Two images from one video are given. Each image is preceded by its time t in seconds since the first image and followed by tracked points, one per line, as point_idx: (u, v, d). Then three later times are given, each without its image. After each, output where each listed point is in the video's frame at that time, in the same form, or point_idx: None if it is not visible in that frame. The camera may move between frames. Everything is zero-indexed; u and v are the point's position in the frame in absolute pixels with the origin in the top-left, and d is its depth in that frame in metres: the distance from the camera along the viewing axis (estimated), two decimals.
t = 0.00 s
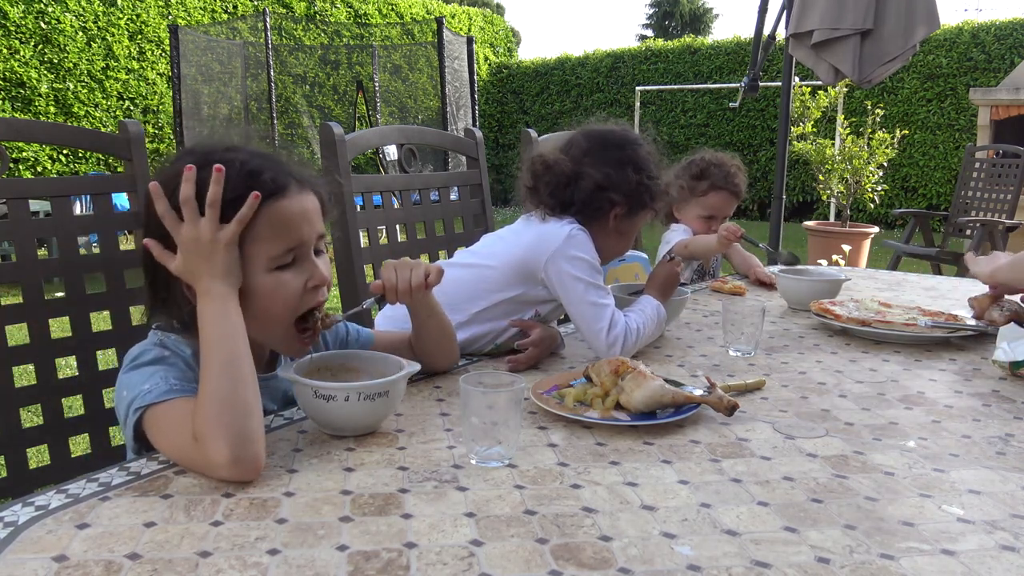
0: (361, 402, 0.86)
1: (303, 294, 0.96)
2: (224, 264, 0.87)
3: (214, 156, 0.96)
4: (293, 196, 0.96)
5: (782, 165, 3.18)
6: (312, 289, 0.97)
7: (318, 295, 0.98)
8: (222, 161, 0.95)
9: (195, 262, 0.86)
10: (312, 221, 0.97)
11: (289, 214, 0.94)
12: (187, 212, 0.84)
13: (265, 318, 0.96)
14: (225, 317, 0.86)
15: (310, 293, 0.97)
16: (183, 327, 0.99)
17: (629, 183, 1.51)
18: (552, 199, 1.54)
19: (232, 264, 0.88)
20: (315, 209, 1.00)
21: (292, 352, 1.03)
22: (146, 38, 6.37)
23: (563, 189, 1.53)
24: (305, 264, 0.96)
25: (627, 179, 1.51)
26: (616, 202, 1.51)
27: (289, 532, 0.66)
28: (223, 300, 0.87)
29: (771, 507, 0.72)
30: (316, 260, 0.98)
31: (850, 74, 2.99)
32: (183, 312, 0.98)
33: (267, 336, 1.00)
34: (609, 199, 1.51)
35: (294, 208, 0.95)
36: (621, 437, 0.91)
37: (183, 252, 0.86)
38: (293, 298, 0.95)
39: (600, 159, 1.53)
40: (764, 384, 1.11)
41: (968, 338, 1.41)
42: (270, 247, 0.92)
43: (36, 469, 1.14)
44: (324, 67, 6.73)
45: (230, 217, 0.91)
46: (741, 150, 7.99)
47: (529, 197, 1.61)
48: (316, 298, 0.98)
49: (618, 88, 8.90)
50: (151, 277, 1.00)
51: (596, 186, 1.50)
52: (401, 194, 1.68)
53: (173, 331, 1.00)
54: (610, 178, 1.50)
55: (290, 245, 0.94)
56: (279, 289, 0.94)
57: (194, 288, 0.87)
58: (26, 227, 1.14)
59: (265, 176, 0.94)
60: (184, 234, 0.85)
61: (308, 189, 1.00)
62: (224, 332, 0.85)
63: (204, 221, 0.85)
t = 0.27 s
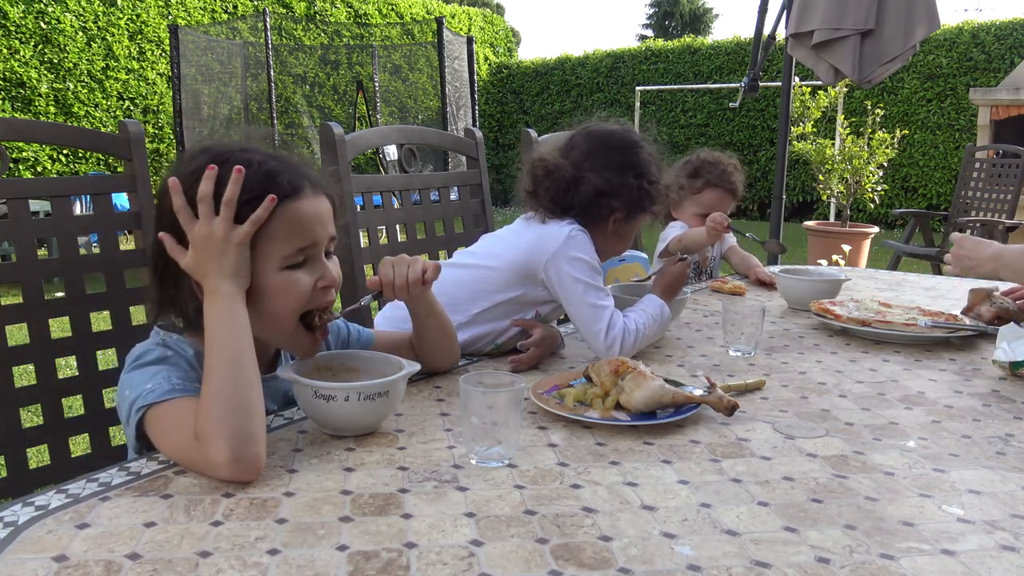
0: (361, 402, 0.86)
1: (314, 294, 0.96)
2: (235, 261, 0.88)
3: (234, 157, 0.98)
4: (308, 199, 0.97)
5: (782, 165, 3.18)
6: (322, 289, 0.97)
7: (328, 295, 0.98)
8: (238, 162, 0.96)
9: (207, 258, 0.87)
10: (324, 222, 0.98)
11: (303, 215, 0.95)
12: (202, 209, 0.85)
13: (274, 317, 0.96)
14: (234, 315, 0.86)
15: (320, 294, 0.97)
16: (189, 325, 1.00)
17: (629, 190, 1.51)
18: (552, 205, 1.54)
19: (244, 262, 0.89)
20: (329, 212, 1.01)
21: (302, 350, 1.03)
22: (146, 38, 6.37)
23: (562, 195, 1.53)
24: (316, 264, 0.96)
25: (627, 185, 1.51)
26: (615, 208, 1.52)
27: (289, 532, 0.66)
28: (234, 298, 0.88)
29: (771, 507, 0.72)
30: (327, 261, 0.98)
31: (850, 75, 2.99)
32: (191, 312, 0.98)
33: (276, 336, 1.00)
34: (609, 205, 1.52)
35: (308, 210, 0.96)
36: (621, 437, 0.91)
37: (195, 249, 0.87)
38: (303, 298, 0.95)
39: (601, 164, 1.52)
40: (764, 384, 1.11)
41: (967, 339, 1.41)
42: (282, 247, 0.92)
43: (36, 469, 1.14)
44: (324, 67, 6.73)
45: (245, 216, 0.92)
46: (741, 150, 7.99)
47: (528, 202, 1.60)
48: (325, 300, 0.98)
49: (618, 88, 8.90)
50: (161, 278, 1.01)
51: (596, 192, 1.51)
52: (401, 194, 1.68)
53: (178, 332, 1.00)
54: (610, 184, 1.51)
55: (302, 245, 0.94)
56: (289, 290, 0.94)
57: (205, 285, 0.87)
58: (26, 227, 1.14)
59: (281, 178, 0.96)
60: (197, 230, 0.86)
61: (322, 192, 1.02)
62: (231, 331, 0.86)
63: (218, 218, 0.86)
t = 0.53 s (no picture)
0: (361, 402, 0.86)
1: (319, 293, 0.97)
2: (244, 261, 0.88)
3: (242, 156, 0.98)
4: (315, 199, 0.98)
5: (782, 165, 3.18)
6: (327, 290, 0.98)
7: (332, 296, 0.99)
8: (247, 162, 0.97)
9: (215, 257, 0.87)
10: (331, 224, 0.99)
11: (311, 216, 0.96)
12: (214, 207, 0.86)
13: (278, 316, 0.96)
14: (239, 314, 0.86)
15: (325, 294, 0.98)
16: (191, 325, 1.00)
17: (627, 192, 1.51)
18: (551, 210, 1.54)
19: (252, 261, 0.89)
20: (334, 214, 1.03)
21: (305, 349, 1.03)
22: (146, 38, 6.36)
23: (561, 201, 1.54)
24: (322, 265, 0.98)
25: (624, 188, 1.50)
26: (615, 211, 1.52)
27: (289, 532, 0.66)
28: (240, 297, 0.88)
29: (771, 507, 0.72)
30: (332, 261, 1.00)
31: (850, 75, 2.99)
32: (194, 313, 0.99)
33: (276, 335, 1.01)
34: (609, 208, 1.52)
35: (316, 210, 0.97)
36: (621, 436, 0.91)
37: (204, 248, 0.87)
38: (309, 298, 0.96)
39: (596, 169, 1.52)
40: (763, 384, 1.11)
41: (967, 338, 1.41)
42: (291, 245, 0.94)
43: (36, 469, 1.13)
44: (324, 67, 6.73)
45: (254, 216, 0.93)
46: (741, 150, 7.99)
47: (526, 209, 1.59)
48: (330, 300, 0.99)
49: (618, 88, 8.90)
50: (163, 278, 1.01)
51: (594, 196, 1.51)
52: (401, 194, 1.68)
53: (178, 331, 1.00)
54: (607, 187, 1.51)
55: (309, 245, 0.96)
56: (295, 289, 0.95)
57: (211, 284, 0.87)
58: (26, 227, 1.13)
59: (290, 179, 0.97)
60: (207, 229, 0.86)
61: (328, 194, 1.03)
62: (236, 330, 0.86)
63: (228, 217, 0.86)
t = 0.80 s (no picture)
0: (361, 402, 0.86)
1: (326, 296, 0.98)
2: (255, 261, 0.88)
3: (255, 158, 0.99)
4: (326, 202, 0.99)
5: (782, 165, 3.18)
6: (335, 293, 0.99)
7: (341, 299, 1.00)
8: (260, 164, 0.98)
9: (226, 257, 0.87)
10: (341, 227, 1.00)
11: (322, 219, 0.97)
12: (227, 207, 0.86)
13: (286, 317, 0.97)
14: (249, 315, 0.86)
15: (333, 297, 0.99)
16: (195, 324, 1.00)
17: (621, 194, 1.51)
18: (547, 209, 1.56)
19: (264, 262, 0.89)
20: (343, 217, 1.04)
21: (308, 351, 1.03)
22: (146, 38, 6.36)
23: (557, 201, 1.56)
24: (331, 267, 0.99)
25: (618, 189, 1.51)
26: (611, 212, 1.52)
27: (289, 532, 0.66)
28: (251, 297, 0.88)
29: (771, 507, 0.72)
30: (339, 264, 1.01)
31: (850, 75, 2.99)
32: (200, 312, 0.99)
33: (281, 335, 1.01)
34: (604, 209, 1.52)
35: (326, 213, 0.98)
36: (621, 436, 0.91)
37: (215, 248, 0.87)
38: (316, 301, 0.97)
39: (591, 170, 1.54)
40: (763, 384, 1.11)
41: (966, 338, 1.41)
42: (301, 246, 0.94)
43: (35, 469, 1.13)
44: (324, 67, 6.73)
45: (266, 217, 0.94)
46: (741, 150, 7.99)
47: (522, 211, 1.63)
48: (336, 303, 1.00)
49: (618, 88, 8.90)
50: (169, 278, 1.01)
51: (588, 197, 1.52)
52: (402, 194, 1.68)
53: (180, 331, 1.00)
54: (602, 188, 1.51)
55: (320, 248, 0.96)
56: (304, 291, 0.95)
57: (220, 284, 0.87)
58: (26, 227, 1.13)
59: (303, 182, 0.98)
60: (220, 229, 0.86)
61: (338, 197, 1.04)
62: (244, 330, 0.85)
63: (241, 218, 0.86)
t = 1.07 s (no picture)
0: (361, 402, 0.86)
1: (328, 299, 0.98)
2: (256, 262, 0.88)
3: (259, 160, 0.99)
4: (329, 205, 0.99)
5: (782, 165, 3.18)
6: (337, 296, 0.99)
7: (343, 302, 1.00)
8: (263, 165, 0.98)
9: (228, 257, 0.86)
10: (344, 230, 1.00)
11: (325, 220, 0.97)
12: (230, 208, 0.86)
13: (288, 319, 0.97)
14: (249, 316, 0.86)
15: (335, 300, 0.98)
16: (197, 325, 1.00)
17: (619, 197, 1.50)
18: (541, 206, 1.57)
19: (265, 263, 0.89)
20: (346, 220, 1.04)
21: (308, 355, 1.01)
22: (146, 38, 6.37)
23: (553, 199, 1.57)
24: (333, 270, 0.98)
25: (614, 192, 1.50)
26: (605, 213, 1.51)
27: (289, 532, 0.66)
28: (252, 298, 0.88)
29: (771, 507, 0.72)
30: (342, 267, 1.00)
31: (850, 74, 2.99)
32: (202, 313, 0.99)
33: (283, 337, 1.01)
34: (600, 211, 1.51)
35: (329, 215, 0.98)
36: (621, 437, 0.91)
37: (217, 248, 0.87)
38: (318, 303, 0.97)
39: (590, 170, 1.54)
40: (763, 384, 1.11)
41: (966, 339, 1.41)
42: (303, 248, 0.94)
43: (35, 469, 1.13)
44: (324, 67, 6.73)
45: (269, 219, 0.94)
46: (741, 150, 7.99)
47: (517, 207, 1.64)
48: (339, 306, 1.00)
49: (618, 88, 8.90)
50: (172, 278, 1.01)
51: (584, 197, 1.51)
52: (402, 194, 1.68)
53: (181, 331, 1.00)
54: (599, 189, 1.51)
55: (322, 250, 0.96)
56: (306, 293, 0.95)
57: (221, 284, 0.87)
58: (26, 227, 1.13)
59: (306, 183, 0.98)
60: (222, 229, 0.86)
61: (341, 200, 1.04)
62: (244, 331, 0.85)
63: (244, 219, 0.87)
